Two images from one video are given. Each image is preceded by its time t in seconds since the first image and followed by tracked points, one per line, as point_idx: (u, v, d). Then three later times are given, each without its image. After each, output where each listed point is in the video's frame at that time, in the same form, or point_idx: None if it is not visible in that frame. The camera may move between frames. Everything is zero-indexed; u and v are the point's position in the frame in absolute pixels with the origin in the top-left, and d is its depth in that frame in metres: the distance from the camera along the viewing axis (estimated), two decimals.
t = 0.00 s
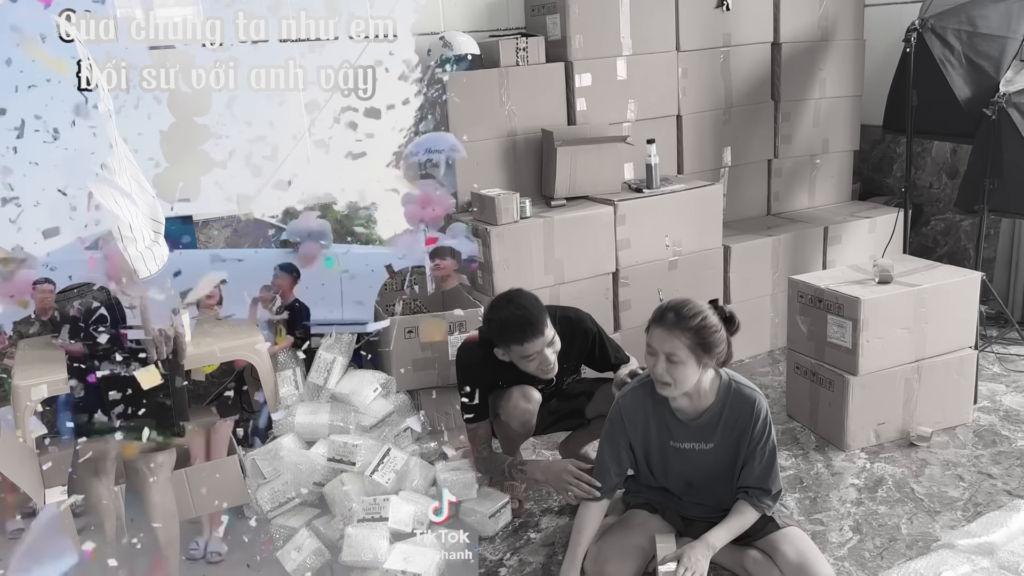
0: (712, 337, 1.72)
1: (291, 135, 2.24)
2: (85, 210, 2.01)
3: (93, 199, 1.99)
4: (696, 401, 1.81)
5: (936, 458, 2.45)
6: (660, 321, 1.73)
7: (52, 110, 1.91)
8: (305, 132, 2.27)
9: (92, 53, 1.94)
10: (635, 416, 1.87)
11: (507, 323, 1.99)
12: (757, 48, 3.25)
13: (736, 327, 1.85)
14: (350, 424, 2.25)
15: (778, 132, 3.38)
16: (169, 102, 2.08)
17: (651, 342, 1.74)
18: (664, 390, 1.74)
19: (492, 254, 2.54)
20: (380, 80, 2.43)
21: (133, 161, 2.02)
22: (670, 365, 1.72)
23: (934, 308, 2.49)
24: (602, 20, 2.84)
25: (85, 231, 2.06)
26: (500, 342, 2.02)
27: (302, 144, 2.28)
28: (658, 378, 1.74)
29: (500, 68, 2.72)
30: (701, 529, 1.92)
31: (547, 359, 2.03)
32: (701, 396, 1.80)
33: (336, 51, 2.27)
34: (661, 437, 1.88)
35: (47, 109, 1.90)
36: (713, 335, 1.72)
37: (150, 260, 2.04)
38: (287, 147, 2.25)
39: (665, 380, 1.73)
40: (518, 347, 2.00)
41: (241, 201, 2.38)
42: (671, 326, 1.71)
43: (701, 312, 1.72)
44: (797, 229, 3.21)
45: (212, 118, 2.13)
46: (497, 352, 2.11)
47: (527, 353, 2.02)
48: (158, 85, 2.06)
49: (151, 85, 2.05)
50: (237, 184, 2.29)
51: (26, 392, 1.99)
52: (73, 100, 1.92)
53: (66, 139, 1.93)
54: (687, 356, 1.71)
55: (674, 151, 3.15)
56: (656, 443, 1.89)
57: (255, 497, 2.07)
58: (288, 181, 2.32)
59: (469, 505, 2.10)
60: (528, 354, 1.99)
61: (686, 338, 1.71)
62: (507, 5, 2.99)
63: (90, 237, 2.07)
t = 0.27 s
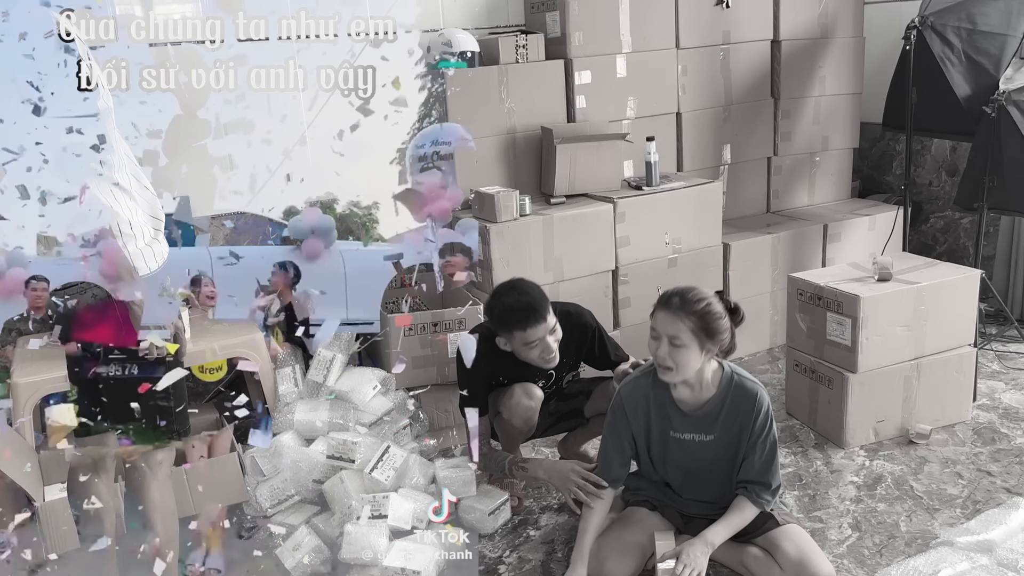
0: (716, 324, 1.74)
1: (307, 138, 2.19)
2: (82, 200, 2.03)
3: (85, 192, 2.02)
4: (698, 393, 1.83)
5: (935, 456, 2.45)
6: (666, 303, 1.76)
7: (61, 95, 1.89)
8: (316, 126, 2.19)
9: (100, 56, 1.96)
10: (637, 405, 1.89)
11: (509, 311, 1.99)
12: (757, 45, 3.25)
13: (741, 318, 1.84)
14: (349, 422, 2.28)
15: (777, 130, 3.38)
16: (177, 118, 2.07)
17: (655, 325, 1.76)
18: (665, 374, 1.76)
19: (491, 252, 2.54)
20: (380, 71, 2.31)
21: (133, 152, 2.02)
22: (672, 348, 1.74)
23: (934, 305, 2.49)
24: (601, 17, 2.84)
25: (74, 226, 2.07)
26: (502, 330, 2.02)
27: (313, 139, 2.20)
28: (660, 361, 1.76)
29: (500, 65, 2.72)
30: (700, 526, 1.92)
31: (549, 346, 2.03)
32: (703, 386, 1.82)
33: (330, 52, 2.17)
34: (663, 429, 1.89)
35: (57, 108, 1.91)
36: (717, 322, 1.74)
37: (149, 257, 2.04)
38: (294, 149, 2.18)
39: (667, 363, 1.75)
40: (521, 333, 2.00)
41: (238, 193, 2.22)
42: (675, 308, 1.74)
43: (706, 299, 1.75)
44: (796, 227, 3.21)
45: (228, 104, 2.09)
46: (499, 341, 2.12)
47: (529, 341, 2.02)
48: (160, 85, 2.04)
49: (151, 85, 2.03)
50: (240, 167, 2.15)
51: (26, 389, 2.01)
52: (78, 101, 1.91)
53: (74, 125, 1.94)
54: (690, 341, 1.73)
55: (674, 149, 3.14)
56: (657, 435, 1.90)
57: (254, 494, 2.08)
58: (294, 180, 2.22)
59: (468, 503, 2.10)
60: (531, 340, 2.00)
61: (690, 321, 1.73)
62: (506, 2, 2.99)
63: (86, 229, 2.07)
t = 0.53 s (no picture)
0: (719, 310, 1.76)
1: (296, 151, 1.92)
2: (64, 197, 1.80)
3: (76, 186, 1.79)
4: (700, 385, 1.84)
5: (934, 453, 2.45)
6: (670, 289, 1.78)
7: (43, 99, 1.73)
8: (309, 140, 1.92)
9: (95, 54, 1.75)
10: (639, 397, 1.90)
11: (514, 301, 2.02)
12: (757, 43, 3.25)
13: (744, 308, 1.87)
14: (349, 419, 2.27)
15: (777, 127, 3.38)
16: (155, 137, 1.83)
17: (659, 310, 1.79)
18: (667, 359, 1.78)
19: (490, 250, 2.54)
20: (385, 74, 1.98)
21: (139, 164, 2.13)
22: (675, 332, 1.76)
23: (933, 303, 2.49)
24: (601, 14, 2.83)
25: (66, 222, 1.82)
26: (506, 319, 2.04)
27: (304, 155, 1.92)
28: (662, 346, 1.78)
29: (499, 63, 2.72)
30: (699, 523, 1.92)
31: (552, 335, 2.05)
32: (705, 378, 1.83)
33: (331, 51, 1.91)
34: (666, 422, 1.90)
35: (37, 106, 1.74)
36: (719, 309, 1.76)
37: (149, 254, 1.96)
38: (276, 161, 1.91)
39: (669, 348, 1.77)
40: (525, 320, 2.03)
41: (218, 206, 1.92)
42: (678, 294, 1.76)
43: (709, 286, 1.77)
44: (795, 224, 3.20)
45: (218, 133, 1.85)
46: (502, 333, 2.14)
47: (533, 329, 2.04)
48: (161, 86, 1.80)
49: (152, 85, 1.80)
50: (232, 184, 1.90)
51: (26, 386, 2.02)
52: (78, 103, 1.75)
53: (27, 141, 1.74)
54: (693, 326, 1.75)
55: (673, 146, 3.14)
56: (658, 427, 1.91)
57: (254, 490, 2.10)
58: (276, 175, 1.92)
59: (467, 501, 2.10)
60: (535, 327, 2.02)
61: (693, 305, 1.75)
62: None
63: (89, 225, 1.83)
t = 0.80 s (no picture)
0: (721, 298, 1.77)
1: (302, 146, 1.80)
2: (56, 194, 1.63)
3: (67, 182, 1.63)
4: (700, 376, 1.85)
5: (933, 451, 2.45)
6: (672, 279, 1.80)
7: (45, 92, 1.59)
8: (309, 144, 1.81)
9: (96, 53, 1.63)
10: (640, 389, 1.91)
11: (518, 292, 2.04)
12: (756, 40, 3.24)
13: (746, 298, 1.88)
14: (348, 417, 2.24)
15: (776, 125, 3.38)
16: (163, 134, 1.70)
17: (662, 299, 1.80)
18: (669, 348, 1.79)
19: (489, 247, 2.54)
20: (384, 75, 1.91)
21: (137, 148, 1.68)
22: (677, 321, 1.78)
23: (932, 301, 2.49)
24: (601, 12, 2.83)
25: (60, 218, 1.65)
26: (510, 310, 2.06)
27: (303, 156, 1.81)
28: (664, 334, 1.80)
29: (498, 61, 2.71)
30: (698, 520, 1.92)
31: (554, 326, 2.08)
32: (706, 370, 1.84)
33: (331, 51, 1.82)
34: (666, 414, 1.90)
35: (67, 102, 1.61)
36: (722, 298, 1.78)
37: (149, 252, 1.81)
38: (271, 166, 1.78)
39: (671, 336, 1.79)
40: (529, 312, 2.05)
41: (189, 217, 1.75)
42: (682, 283, 1.78)
43: (712, 275, 1.79)
44: (795, 222, 3.20)
45: (229, 125, 1.74)
46: (504, 326, 2.17)
47: (535, 321, 2.06)
48: (161, 87, 1.69)
49: (152, 86, 1.69)
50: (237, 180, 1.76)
51: (26, 383, 1.99)
52: (79, 104, 1.62)
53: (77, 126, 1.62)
54: (695, 314, 1.76)
55: (672, 144, 3.14)
56: (659, 421, 1.92)
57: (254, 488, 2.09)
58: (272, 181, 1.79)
59: (466, 498, 2.10)
60: (539, 318, 2.04)
61: (695, 293, 1.77)
62: None
63: (82, 227, 1.67)
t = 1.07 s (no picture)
0: (722, 289, 1.79)
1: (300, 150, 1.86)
2: (50, 189, 1.73)
3: (62, 176, 1.73)
4: (701, 369, 1.86)
5: (932, 449, 2.46)
6: (674, 270, 1.81)
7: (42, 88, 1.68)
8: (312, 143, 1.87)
9: (97, 54, 1.70)
10: (640, 382, 1.92)
11: (521, 283, 2.06)
12: (756, 38, 3.24)
13: (748, 290, 1.88)
14: (348, 414, 2.26)
15: (776, 123, 3.37)
16: (167, 133, 1.77)
17: (662, 291, 1.82)
18: (670, 339, 1.81)
19: (489, 245, 2.54)
20: (385, 75, 1.94)
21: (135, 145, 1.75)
22: (679, 313, 1.80)
23: (931, 299, 2.49)
24: (600, 10, 2.83)
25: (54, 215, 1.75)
26: (513, 302, 2.09)
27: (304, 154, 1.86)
28: (666, 326, 1.81)
29: (498, 58, 2.71)
30: (698, 518, 1.92)
31: (556, 318, 2.10)
32: (707, 362, 1.85)
33: (333, 51, 1.86)
34: (666, 408, 1.91)
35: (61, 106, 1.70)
36: (723, 289, 1.79)
37: (150, 249, 1.87)
38: (288, 151, 1.85)
39: (671, 327, 1.81)
40: (532, 302, 2.07)
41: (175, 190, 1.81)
42: (684, 274, 1.79)
43: (713, 266, 1.80)
44: (794, 220, 3.20)
45: (230, 125, 1.80)
46: (505, 318, 2.18)
47: (537, 312, 2.08)
48: (161, 86, 1.74)
49: (153, 86, 1.74)
50: (236, 172, 1.83)
51: (25, 381, 1.94)
52: (76, 104, 1.71)
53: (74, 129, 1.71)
54: (696, 305, 1.78)
55: (672, 142, 3.14)
56: (659, 415, 1.92)
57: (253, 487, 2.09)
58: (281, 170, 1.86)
59: (466, 496, 2.10)
60: (541, 310, 2.07)
61: (695, 284, 1.78)
62: None
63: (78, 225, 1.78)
